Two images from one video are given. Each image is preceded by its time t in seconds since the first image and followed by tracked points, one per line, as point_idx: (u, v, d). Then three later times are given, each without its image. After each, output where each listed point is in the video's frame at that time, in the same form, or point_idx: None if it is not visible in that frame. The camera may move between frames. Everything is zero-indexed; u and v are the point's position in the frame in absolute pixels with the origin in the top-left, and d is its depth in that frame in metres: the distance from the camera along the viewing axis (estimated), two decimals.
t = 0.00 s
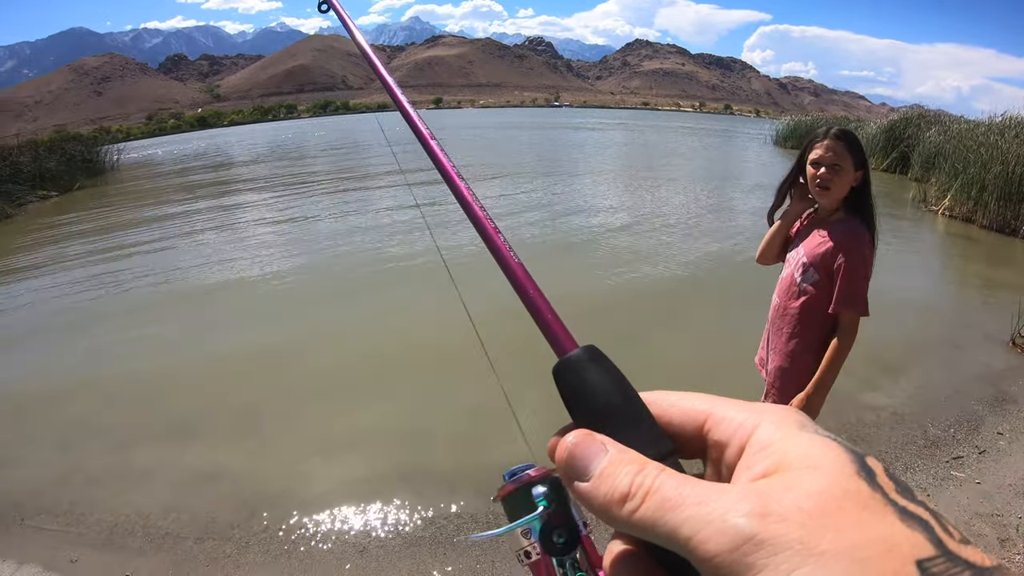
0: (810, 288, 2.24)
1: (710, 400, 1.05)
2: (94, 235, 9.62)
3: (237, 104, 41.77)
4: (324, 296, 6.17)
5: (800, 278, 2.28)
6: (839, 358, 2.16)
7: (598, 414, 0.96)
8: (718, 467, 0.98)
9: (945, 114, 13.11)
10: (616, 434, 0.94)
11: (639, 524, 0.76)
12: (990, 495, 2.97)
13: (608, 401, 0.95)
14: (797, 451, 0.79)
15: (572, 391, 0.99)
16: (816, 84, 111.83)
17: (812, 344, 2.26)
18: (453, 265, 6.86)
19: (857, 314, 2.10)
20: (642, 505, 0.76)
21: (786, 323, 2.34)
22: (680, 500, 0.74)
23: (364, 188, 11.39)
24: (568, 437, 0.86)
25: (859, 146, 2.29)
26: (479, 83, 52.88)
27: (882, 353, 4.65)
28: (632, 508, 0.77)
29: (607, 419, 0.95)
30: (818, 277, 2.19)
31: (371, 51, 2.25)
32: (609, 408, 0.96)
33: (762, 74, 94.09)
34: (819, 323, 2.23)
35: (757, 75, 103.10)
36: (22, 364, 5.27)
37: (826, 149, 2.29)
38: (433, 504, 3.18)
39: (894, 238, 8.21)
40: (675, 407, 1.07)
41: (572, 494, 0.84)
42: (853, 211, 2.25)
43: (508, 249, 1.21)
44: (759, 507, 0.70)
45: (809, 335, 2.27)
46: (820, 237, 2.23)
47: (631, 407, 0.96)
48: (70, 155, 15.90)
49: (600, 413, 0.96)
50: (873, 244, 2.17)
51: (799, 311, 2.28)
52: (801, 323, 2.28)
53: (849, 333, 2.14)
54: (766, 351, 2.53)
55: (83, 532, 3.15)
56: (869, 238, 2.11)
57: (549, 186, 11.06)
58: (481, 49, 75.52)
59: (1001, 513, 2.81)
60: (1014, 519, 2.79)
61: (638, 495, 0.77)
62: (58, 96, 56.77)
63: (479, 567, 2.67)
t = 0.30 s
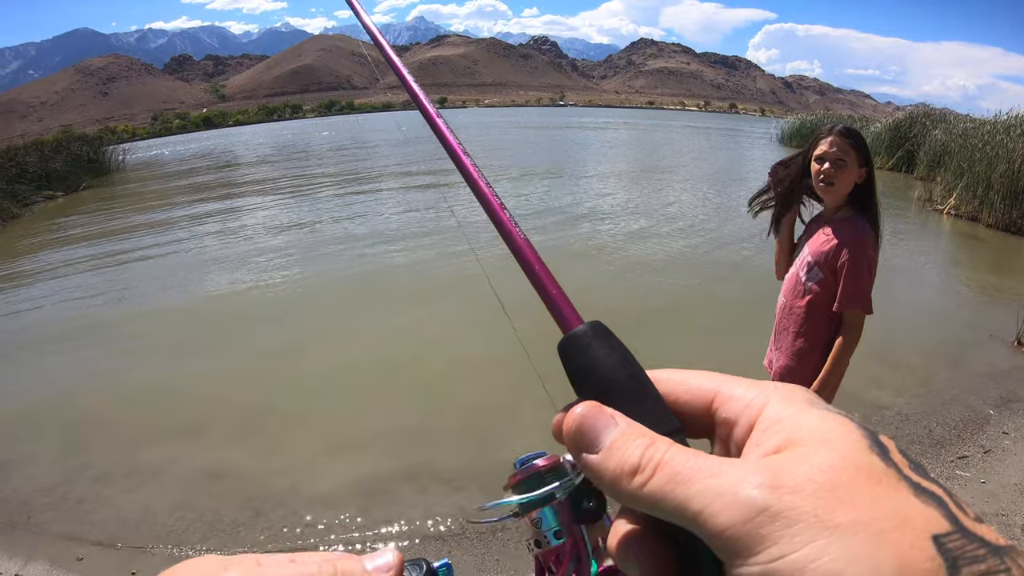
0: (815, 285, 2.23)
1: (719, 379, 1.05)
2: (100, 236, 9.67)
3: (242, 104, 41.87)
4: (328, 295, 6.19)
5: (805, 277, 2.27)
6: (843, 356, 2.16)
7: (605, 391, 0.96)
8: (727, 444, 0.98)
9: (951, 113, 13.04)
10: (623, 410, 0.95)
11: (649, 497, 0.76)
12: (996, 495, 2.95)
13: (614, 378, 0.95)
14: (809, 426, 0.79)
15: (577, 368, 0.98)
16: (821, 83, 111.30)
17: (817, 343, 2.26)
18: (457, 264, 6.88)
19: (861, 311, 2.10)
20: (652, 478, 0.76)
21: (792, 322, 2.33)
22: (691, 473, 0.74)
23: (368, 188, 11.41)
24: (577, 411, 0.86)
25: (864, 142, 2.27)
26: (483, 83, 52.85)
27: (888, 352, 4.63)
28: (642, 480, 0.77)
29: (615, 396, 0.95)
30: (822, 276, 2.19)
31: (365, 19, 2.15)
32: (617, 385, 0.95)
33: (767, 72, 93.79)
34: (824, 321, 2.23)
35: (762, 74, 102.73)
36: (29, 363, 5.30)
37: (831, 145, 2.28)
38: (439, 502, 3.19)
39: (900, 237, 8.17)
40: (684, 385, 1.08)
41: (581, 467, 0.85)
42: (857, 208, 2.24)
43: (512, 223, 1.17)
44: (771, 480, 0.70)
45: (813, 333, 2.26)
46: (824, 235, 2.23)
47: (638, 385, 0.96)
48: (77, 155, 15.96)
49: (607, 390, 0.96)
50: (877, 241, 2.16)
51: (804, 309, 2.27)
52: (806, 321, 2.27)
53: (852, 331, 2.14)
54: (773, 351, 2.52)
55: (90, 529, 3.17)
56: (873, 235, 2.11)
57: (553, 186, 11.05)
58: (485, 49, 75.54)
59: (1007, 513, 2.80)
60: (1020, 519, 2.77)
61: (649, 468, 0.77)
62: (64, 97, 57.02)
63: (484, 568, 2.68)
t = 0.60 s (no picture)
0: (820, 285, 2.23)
1: (723, 360, 1.05)
2: (106, 237, 9.70)
3: (246, 105, 41.92)
4: (333, 295, 6.20)
5: (811, 277, 2.27)
6: (848, 358, 2.16)
7: (609, 374, 0.97)
8: (731, 426, 0.99)
9: (956, 112, 12.98)
10: (628, 394, 0.95)
11: (654, 479, 0.77)
12: (1001, 495, 2.94)
13: (618, 361, 0.96)
14: (813, 407, 0.79)
15: (581, 351, 0.98)
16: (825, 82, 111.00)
17: (822, 343, 2.25)
18: (461, 265, 6.88)
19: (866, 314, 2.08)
20: (656, 460, 0.76)
21: (799, 323, 2.33)
22: (694, 455, 0.74)
23: (372, 189, 11.41)
24: (580, 395, 0.87)
25: (868, 137, 2.19)
26: (486, 84, 52.81)
27: (894, 352, 4.61)
28: (646, 463, 0.77)
29: (619, 378, 0.96)
30: (826, 276, 2.19)
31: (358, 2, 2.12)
32: (620, 368, 0.96)
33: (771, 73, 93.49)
34: (830, 322, 2.22)
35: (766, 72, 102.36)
36: (36, 364, 5.32)
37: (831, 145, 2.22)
38: (444, 502, 3.19)
39: (905, 237, 8.14)
40: (688, 368, 1.08)
41: (586, 451, 0.86)
42: (859, 206, 2.19)
43: (514, 209, 1.16)
44: (775, 461, 0.70)
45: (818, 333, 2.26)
46: (829, 236, 2.23)
47: (641, 367, 0.96)
48: (83, 156, 16.02)
49: (611, 373, 0.96)
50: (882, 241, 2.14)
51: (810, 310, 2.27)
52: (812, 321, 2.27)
53: (857, 333, 2.13)
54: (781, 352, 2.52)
55: (97, 528, 3.19)
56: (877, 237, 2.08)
57: (557, 186, 11.03)
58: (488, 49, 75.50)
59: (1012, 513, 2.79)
60: None
61: (653, 450, 0.77)
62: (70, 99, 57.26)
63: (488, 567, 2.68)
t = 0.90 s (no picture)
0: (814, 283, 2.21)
1: (711, 383, 1.03)
2: (108, 236, 9.70)
3: (249, 105, 41.99)
4: (333, 294, 6.18)
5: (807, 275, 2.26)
6: (838, 355, 2.13)
7: (592, 402, 0.95)
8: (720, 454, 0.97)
9: (959, 111, 12.93)
10: (613, 421, 0.94)
11: (636, 515, 0.75)
12: (1004, 495, 2.91)
13: (601, 387, 0.94)
14: (801, 437, 0.77)
15: (564, 377, 0.97)
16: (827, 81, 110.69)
17: (816, 341, 2.23)
18: (463, 264, 6.86)
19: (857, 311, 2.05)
20: (638, 495, 0.75)
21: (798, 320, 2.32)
22: (678, 490, 0.73)
23: (374, 189, 11.41)
24: (561, 426, 0.86)
25: (868, 136, 2.17)
26: (488, 83, 52.74)
27: (896, 352, 4.58)
28: (629, 498, 0.75)
29: (602, 405, 0.94)
30: (817, 273, 2.17)
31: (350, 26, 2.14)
32: (603, 395, 0.94)
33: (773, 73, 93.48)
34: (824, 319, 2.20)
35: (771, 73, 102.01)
36: (38, 363, 5.31)
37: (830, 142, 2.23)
38: (445, 501, 3.18)
39: (908, 236, 8.10)
40: (675, 392, 1.06)
41: (568, 484, 0.84)
42: (855, 205, 2.17)
43: (497, 230, 1.15)
44: (760, 498, 0.68)
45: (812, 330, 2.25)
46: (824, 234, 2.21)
47: (625, 393, 0.95)
48: (86, 156, 16.04)
49: (594, 398, 0.95)
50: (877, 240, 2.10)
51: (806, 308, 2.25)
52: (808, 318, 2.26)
53: (848, 330, 2.10)
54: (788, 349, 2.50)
55: (98, 527, 3.18)
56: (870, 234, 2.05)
57: (559, 186, 11.01)
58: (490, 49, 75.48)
59: (1015, 513, 2.77)
60: None
61: (635, 485, 0.75)
62: (73, 99, 57.36)
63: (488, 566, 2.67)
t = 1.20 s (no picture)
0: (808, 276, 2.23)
1: (716, 363, 1.04)
2: (111, 236, 9.75)
3: (251, 105, 41.97)
4: (336, 293, 6.19)
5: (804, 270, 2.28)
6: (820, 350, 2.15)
7: (598, 380, 0.96)
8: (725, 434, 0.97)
9: (962, 110, 12.89)
10: (619, 400, 0.94)
11: (642, 490, 0.76)
12: (1006, 493, 2.91)
13: (607, 367, 0.95)
14: (808, 415, 0.77)
15: (569, 357, 0.97)
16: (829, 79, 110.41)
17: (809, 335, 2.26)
18: (465, 262, 6.86)
19: (841, 305, 2.06)
20: (645, 470, 0.75)
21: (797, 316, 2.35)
22: (685, 465, 0.73)
23: (375, 188, 11.41)
24: (568, 401, 0.86)
25: (871, 135, 2.16)
26: (490, 82, 52.63)
27: (898, 350, 4.58)
28: (635, 473, 0.76)
29: (608, 384, 0.95)
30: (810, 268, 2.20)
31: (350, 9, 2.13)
32: (609, 374, 0.95)
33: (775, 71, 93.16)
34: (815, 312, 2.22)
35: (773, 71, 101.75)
36: (41, 363, 5.33)
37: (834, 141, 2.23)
38: (447, 499, 3.19)
39: (910, 234, 8.09)
40: (681, 372, 1.06)
41: (574, 459, 0.85)
42: (854, 203, 2.18)
43: (501, 211, 1.15)
44: (768, 473, 0.69)
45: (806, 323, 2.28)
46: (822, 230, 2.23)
47: (631, 373, 0.96)
48: (88, 156, 16.10)
49: (600, 378, 0.96)
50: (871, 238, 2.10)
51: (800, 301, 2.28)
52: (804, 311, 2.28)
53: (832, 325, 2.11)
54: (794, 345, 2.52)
55: (102, 525, 3.20)
56: (860, 229, 2.05)
57: (561, 185, 10.99)
58: (491, 48, 75.36)
59: (1016, 512, 2.77)
60: None
61: (642, 460, 0.76)
62: (75, 99, 57.42)
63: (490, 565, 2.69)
